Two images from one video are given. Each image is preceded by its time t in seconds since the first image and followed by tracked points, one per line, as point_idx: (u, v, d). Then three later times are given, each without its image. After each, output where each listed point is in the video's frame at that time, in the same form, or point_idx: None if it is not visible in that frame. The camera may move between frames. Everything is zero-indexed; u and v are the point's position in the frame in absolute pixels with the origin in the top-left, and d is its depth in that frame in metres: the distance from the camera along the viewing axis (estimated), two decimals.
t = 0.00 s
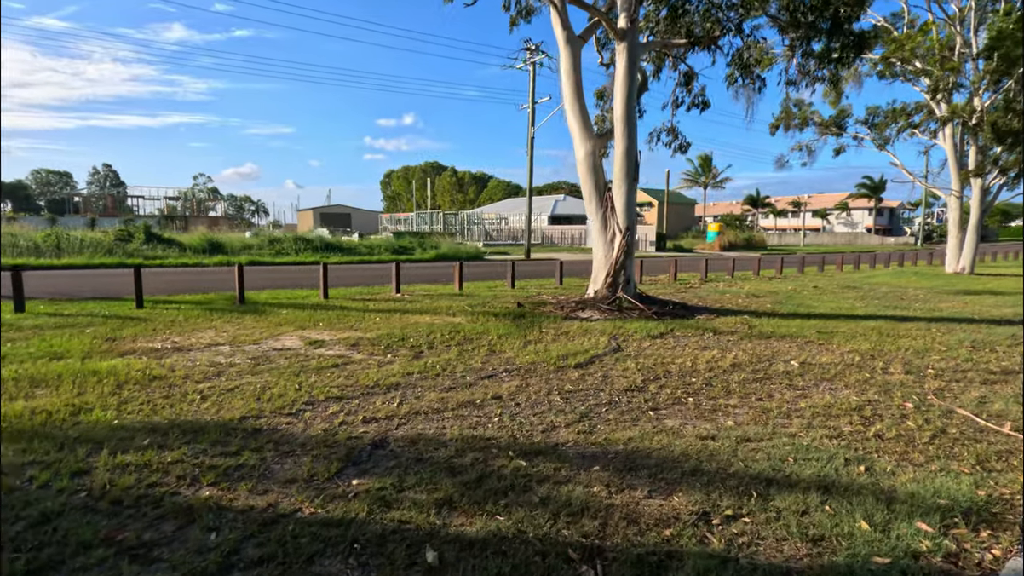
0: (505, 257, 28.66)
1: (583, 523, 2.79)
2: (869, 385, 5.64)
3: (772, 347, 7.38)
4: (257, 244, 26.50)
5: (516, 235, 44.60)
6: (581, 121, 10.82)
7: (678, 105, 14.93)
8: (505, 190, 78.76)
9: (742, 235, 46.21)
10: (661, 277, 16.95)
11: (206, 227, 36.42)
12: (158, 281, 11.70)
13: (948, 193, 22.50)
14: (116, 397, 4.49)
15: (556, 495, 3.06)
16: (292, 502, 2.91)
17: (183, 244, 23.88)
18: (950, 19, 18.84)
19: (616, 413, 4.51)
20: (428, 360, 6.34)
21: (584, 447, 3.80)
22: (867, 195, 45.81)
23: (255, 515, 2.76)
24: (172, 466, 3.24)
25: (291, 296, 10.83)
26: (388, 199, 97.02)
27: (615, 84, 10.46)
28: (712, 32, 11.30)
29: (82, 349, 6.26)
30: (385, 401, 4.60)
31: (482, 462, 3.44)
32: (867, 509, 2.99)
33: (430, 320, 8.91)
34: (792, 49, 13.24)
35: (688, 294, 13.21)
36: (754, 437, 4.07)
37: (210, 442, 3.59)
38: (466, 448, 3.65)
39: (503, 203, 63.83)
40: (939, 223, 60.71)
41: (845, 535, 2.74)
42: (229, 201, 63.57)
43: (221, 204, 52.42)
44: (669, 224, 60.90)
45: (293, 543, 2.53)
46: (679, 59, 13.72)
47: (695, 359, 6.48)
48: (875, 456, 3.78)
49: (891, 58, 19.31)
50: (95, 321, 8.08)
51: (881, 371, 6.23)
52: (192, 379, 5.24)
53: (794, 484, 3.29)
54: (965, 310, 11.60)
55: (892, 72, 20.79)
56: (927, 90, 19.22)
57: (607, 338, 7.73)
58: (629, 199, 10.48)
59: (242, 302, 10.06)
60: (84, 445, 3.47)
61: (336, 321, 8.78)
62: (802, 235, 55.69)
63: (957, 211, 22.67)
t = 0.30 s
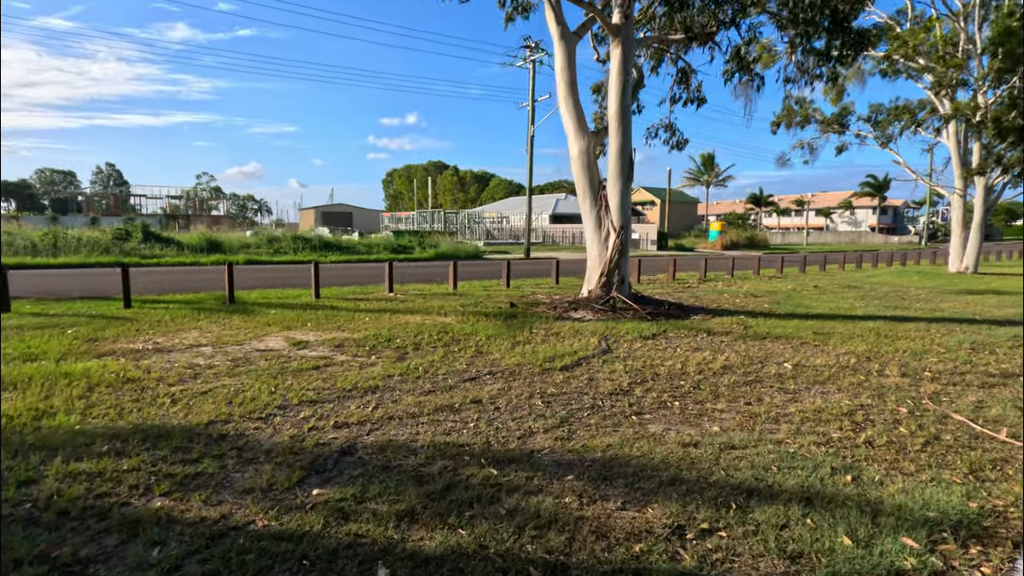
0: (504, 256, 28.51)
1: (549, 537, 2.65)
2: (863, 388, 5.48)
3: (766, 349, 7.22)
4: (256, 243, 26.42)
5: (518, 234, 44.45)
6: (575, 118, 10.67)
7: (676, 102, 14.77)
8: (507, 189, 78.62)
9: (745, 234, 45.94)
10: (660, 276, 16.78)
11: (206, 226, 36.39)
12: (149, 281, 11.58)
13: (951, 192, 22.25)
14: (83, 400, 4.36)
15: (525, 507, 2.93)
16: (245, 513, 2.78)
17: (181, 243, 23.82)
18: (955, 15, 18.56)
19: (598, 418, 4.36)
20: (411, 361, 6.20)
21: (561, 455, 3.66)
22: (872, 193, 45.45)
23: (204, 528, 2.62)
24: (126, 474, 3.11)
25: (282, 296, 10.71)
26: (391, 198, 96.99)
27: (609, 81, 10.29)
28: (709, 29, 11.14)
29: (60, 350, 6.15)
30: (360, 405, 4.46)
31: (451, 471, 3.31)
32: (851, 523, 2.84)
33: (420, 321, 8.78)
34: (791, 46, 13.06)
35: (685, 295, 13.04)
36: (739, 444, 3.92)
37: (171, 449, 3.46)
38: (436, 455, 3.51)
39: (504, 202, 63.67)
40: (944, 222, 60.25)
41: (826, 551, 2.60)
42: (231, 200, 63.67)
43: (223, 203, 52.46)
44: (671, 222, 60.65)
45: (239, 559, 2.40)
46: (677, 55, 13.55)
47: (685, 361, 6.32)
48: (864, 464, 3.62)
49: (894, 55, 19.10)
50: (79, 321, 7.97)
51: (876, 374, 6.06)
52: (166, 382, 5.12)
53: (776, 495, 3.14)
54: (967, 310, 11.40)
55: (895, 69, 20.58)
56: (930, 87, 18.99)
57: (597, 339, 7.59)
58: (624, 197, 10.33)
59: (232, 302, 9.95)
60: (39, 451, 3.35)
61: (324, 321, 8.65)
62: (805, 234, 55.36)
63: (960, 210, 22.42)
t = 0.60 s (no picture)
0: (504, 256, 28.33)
1: (514, 561, 2.48)
2: (860, 394, 5.27)
3: (762, 352, 7.02)
4: (255, 242, 26.35)
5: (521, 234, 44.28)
6: (570, 116, 10.48)
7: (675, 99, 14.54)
8: (510, 189, 78.48)
9: (748, 233, 45.60)
10: (659, 276, 16.57)
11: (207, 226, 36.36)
12: (140, 281, 11.45)
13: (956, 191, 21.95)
14: (46, 406, 4.21)
15: (492, 525, 2.75)
16: (193, 532, 2.61)
17: (179, 243, 23.75)
18: (960, 11, 18.24)
19: (582, 426, 4.19)
20: (395, 365, 6.03)
21: (537, 467, 3.49)
22: (877, 192, 45.07)
23: (145, 550, 2.46)
24: (74, 487, 2.95)
25: (273, 297, 10.57)
26: (394, 198, 97.02)
27: (604, 78, 10.10)
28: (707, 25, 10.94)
29: (36, 352, 6.01)
30: (333, 413, 4.28)
31: (418, 485, 3.13)
32: (840, 545, 2.65)
33: (410, 322, 8.61)
34: (792, 43, 12.81)
35: (684, 295, 12.82)
36: (726, 454, 3.73)
37: (126, 460, 3.29)
38: (405, 468, 3.34)
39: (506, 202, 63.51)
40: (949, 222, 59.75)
41: None
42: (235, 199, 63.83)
43: (226, 203, 52.55)
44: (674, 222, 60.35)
45: None
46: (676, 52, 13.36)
47: (678, 365, 6.12)
48: (857, 478, 3.43)
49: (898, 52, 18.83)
50: (62, 322, 7.83)
51: (875, 379, 5.84)
52: (138, 386, 4.96)
53: (762, 513, 2.95)
54: (971, 311, 11.14)
55: (899, 67, 20.32)
56: (935, 84, 18.71)
57: (589, 341, 7.40)
58: (620, 196, 10.13)
59: (221, 303, 9.81)
60: None
61: (311, 322, 8.49)
62: (809, 234, 54.99)
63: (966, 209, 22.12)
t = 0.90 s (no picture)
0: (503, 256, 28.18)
1: None
2: (855, 400, 5.10)
3: (756, 356, 6.85)
4: (253, 242, 26.27)
5: (522, 234, 44.15)
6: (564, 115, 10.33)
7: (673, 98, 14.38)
8: (511, 189, 78.33)
9: (750, 233, 45.35)
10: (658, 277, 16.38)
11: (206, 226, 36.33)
12: (130, 281, 11.33)
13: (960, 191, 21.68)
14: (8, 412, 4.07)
15: (453, 542, 2.60)
16: (134, 549, 2.46)
17: (177, 243, 23.67)
18: (964, 9, 17.98)
19: (561, 434, 4.03)
20: (377, 368, 5.88)
21: (509, 478, 3.33)
22: (881, 193, 44.72)
23: (79, 569, 2.31)
24: (17, 500, 2.80)
25: (263, 299, 10.44)
26: (396, 198, 97.03)
27: (599, 75, 9.93)
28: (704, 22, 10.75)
29: (11, 354, 5.89)
30: (304, 419, 4.13)
31: (381, 498, 2.98)
32: (822, 567, 2.49)
33: (399, 324, 8.48)
34: (792, 41, 12.62)
35: (681, 296, 12.65)
36: (710, 465, 3.57)
37: (79, 470, 3.15)
38: (370, 480, 3.18)
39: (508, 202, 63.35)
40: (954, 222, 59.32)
41: None
42: (237, 199, 63.94)
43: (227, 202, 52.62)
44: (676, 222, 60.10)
45: None
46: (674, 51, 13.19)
47: (668, 369, 5.96)
48: (846, 491, 3.26)
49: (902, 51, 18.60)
50: (45, 323, 7.71)
51: (871, 385, 5.66)
52: (109, 390, 4.82)
53: (741, 530, 2.79)
54: (973, 313, 10.94)
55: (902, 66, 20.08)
56: (939, 83, 18.46)
57: (579, 344, 7.24)
58: (614, 195, 9.96)
59: (210, 304, 9.69)
60: None
61: (298, 324, 8.37)
62: (812, 234, 54.67)
63: (969, 210, 21.86)
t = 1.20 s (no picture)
0: (503, 257, 28.06)
1: None
2: (846, 406, 4.95)
3: (748, 360, 6.68)
4: (251, 243, 26.21)
5: (523, 235, 44.05)
6: (557, 114, 10.20)
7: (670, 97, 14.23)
8: (513, 190, 78.21)
9: (752, 234, 45.10)
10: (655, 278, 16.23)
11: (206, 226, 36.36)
12: (121, 283, 11.25)
13: (963, 191, 21.46)
14: None
15: (408, 559, 2.47)
16: (71, 566, 2.34)
17: (174, 244, 23.63)
18: (966, 7, 17.74)
19: (538, 442, 3.91)
20: (358, 372, 5.76)
21: (478, 488, 3.20)
22: (884, 193, 44.41)
23: None
24: None
25: (253, 300, 10.34)
26: (398, 199, 97.08)
27: (592, 74, 9.79)
28: (699, 20, 10.62)
29: None
30: (274, 426, 4.01)
31: (340, 510, 2.86)
32: None
33: (387, 326, 8.35)
34: (789, 39, 12.45)
35: (677, 298, 12.51)
36: (689, 475, 3.43)
37: (30, 480, 3.03)
38: (332, 491, 3.06)
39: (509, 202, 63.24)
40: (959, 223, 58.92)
41: None
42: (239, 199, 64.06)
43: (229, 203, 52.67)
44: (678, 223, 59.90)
45: None
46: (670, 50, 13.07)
47: (655, 373, 5.81)
48: (829, 504, 3.11)
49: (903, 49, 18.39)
50: (28, 325, 7.62)
51: (864, 389, 5.50)
52: (79, 394, 4.71)
53: (715, 546, 2.66)
54: (974, 315, 10.76)
55: (904, 65, 19.87)
56: (941, 82, 18.25)
57: (567, 347, 7.11)
58: (607, 196, 9.83)
59: (198, 306, 9.60)
60: None
61: (285, 326, 8.26)
62: (815, 235, 54.38)
63: (972, 210, 21.64)
